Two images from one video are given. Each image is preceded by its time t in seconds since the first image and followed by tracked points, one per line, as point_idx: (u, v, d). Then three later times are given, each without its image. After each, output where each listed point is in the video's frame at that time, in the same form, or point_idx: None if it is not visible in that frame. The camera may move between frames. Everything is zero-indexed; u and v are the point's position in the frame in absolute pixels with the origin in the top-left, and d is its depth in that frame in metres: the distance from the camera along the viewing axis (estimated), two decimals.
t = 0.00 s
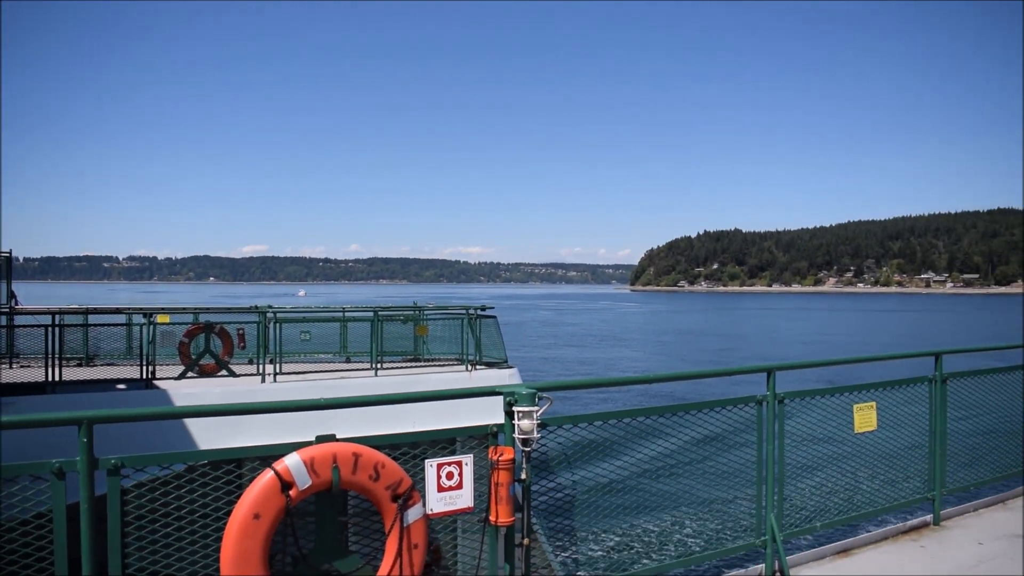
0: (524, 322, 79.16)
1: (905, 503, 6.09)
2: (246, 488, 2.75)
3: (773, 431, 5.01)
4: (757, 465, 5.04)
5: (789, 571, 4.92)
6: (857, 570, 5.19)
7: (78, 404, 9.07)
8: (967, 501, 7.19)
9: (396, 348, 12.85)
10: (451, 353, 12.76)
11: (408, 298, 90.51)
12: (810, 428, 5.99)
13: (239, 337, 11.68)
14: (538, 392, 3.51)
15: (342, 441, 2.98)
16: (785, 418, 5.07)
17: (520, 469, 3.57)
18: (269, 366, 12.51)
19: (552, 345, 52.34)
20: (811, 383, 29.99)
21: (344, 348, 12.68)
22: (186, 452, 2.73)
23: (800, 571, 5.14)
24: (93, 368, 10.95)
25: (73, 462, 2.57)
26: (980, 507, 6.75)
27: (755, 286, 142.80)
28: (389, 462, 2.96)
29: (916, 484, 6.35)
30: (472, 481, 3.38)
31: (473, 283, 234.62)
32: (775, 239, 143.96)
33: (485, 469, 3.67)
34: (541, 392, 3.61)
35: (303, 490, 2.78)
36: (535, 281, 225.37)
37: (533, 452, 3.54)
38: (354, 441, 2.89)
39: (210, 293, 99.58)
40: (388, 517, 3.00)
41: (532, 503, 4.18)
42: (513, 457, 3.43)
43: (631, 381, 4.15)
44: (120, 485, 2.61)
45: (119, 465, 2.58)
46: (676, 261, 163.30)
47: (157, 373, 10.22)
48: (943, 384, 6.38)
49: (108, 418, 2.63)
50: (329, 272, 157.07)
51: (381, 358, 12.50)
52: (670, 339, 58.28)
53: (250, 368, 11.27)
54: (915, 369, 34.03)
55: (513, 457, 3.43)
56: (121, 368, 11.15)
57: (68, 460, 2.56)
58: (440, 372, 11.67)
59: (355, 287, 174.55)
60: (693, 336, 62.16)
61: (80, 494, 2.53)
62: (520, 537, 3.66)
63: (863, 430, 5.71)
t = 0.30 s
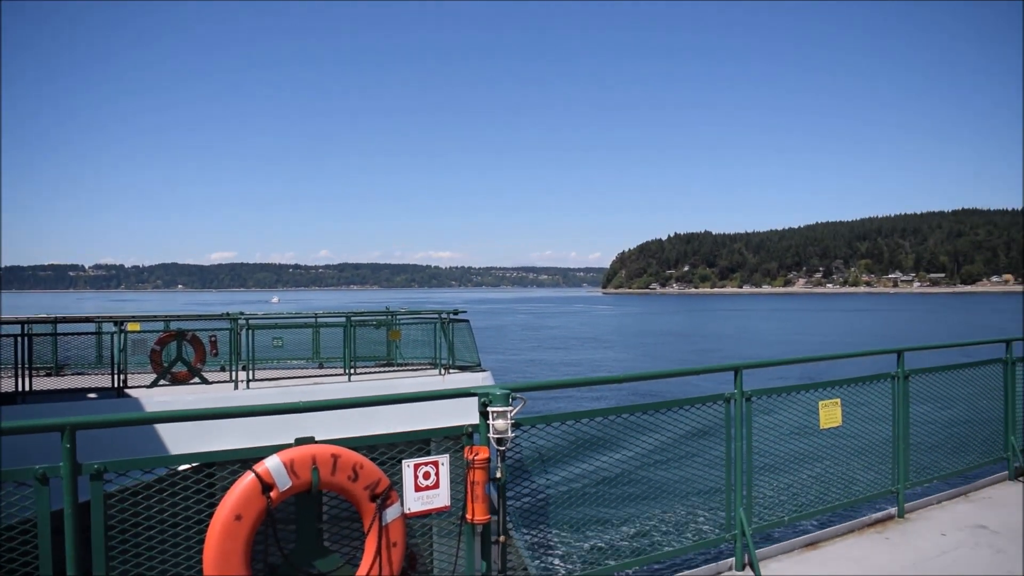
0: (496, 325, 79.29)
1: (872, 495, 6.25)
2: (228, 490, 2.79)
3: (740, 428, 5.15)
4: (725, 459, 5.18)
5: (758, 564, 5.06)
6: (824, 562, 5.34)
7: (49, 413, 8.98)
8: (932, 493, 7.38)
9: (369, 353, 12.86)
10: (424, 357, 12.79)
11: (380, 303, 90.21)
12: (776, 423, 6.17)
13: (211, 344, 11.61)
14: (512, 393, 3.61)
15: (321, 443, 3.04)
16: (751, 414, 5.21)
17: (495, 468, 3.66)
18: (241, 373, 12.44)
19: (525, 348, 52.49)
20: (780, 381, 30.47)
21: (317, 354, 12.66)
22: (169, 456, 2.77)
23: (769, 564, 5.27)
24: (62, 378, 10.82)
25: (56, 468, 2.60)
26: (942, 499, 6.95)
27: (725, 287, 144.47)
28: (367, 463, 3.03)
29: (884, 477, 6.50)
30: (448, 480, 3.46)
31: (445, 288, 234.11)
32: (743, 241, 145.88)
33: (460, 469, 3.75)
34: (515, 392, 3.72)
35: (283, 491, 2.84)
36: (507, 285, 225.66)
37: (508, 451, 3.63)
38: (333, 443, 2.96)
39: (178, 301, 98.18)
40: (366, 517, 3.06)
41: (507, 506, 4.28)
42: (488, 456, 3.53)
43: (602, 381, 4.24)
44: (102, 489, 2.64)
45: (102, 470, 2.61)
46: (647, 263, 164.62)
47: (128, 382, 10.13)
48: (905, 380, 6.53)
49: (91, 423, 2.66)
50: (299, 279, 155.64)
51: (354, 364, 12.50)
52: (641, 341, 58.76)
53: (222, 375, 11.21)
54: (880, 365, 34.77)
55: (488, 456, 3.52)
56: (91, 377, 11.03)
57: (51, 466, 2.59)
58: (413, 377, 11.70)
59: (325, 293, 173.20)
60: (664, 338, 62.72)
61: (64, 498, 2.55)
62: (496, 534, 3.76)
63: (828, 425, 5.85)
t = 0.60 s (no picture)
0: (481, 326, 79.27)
1: (850, 489, 6.40)
2: (224, 484, 2.99)
3: (722, 424, 5.29)
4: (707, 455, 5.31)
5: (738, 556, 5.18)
6: (801, 554, 5.47)
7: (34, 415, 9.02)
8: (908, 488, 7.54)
9: (354, 353, 12.91)
10: (409, 358, 12.86)
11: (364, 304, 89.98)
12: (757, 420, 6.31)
13: (196, 345, 11.66)
14: (498, 390, 3.73)
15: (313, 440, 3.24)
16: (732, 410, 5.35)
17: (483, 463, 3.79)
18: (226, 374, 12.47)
19: (510, 348, 52.57)
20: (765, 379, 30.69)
21: (302, 355, 12.72)
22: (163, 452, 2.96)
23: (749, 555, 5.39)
24: (46, 380, 10.83)
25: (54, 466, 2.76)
26: (918, 493, 7.10)
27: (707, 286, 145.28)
28: (359, 459, 3.23)
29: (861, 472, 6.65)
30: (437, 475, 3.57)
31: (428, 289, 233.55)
32: (725, 240, 146.78)
33: (448, 465, 3.89)
34: (501, 389, 3.84)
35: (276, 485, 3.04)
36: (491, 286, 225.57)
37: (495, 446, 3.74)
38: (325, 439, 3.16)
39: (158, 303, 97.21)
40: (358, 510, 3.26)
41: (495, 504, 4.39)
42: (476, 452, 3.67)
43: (583, 378, 4.37)
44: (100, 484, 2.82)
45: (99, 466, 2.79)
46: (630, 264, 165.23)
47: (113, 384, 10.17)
48: (881, 377, 6.67)
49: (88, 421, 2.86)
50: (281, 280, 154.52)
51: (339, 364, 12.55)
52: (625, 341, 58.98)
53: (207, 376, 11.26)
54: (860, 362, 35.13)
55: (475, 452, 3.66)
56: (74, 379, 11.03)
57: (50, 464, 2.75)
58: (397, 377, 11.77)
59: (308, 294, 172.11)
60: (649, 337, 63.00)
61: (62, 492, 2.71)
62: (483, 529, 3.87)
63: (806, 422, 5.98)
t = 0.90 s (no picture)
0: (472, 326, 79.19)
1: (835, 483, 6.51)
2: (223, 481, 3.18)
3: (710, 419, 5.38)
4: (697, 450, 5.40)
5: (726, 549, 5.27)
6: (788, 546, 5.58)
7: (27, 416, 9.06)
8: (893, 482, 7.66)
9: (346, 354, 12.97)
10: (400, 357, 12.92)
11: (354, 305, 89.69)
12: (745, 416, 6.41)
13: (188, 346, 11.71)
14: (490, 387, 3.83)
15: (309, 437, 3.44)
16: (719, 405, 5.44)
17: (475, 458, 3.92)
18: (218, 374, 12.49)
19: (501, 347, 52.56)
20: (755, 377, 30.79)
21: (293, 355, 12.77)
22: (161, 451, 3.13)
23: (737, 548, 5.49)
24: (38, 382, 10.84)
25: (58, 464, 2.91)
26: (904, 487, 7.22)
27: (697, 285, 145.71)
28: (353, 455, 3.42)
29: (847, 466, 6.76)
30: (430, 471, 3.76)
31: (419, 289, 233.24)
32: (715, 239, 147.24)
33: (441, 460, 4.00)
34: (492, 386, 3.93)
35: (274, 482, 3.22)
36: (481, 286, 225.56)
37: (487, 442, 3.84)
38: (321, 436, 3.35)
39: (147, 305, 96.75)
40: (354, 504, 3.46)
41: (488, 502, 4.48)
42: (468, 447, 3.78)
43: (571, 376, 4.46)
44: (101, 480, 2.98)
45: (100, 463, 2.96)
46: (621, 263, 165.48)
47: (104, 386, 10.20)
48: (865, 373, 6.78)
49: (89, 420, 3.02)
50: (271, 281, 154.03)
51: (330, 364, 12.61)
52: (616, 339, 59.05)
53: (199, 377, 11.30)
54: (849, 358, 35.35)
55: (468, 448, 3.77)
56: (66, 381, 11.05)
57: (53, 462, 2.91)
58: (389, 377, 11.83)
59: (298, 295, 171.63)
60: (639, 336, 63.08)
61: (67, 489, 2.86)
62: (476, 524, 3.97)
63: (792, 417, 6.09)
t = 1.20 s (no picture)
0: (462, 326, 79.14)
1: (820, 479, 6.60)
2: (215, 479, 3.22)
3: (695, 416, 5.46)
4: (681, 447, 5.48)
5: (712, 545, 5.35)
6: (775, 542, 5.65)
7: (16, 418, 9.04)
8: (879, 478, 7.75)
9: (336, 354, 12.98)
10: (390, 357, 12.94)
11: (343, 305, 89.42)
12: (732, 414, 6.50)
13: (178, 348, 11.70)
14: (478, 386, 3.89)
15: (300, 436, 3.49)
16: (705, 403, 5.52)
17: (464, 456, 3.98)
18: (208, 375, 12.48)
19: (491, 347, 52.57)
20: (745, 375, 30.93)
21: (284, 355, 12.77)
22: (153, 450, 3.17)
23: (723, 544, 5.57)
24: (26, 384, 10.81)
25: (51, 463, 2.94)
26: (889, 483, 7.31)
27: (687, 283, 146.14)
28: (344, 453, 3.49)
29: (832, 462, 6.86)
30: (420, 469, 3.81)
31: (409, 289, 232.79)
32: (704, 238, 147.68)
33: (430, 459, 4.05)
34: (481, 386, 4.00)
35: (265, 480, 3.27)
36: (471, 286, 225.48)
37: (476, 440, 3.90)
38: (311, 435, 3.42)
39: (135, 306, 96.23)
40: (344, 502, 3.52)
41: (477, 501, 4.56)
42: (457, 446, 3.83)
43: (559, 375, 4.52)
44: (94, 480, 3.01)
45: (93, 463, 2.99)
46: (611, 263, 165.76)
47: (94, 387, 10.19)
48: (850, 370, 6.88)
49: (82, 420, 3.05)
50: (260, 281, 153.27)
51: (320, 365, 12.62)
52: (606, 339, 59.18)
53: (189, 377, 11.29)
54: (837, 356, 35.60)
55: (457, 446, 3.83)
56: (56, 382, 11.04)
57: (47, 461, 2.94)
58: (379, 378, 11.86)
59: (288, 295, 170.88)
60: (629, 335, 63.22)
61: (60, 487, 2.89)
62: (466, 520, 4.03)
63: (777, 414, 6.16)
